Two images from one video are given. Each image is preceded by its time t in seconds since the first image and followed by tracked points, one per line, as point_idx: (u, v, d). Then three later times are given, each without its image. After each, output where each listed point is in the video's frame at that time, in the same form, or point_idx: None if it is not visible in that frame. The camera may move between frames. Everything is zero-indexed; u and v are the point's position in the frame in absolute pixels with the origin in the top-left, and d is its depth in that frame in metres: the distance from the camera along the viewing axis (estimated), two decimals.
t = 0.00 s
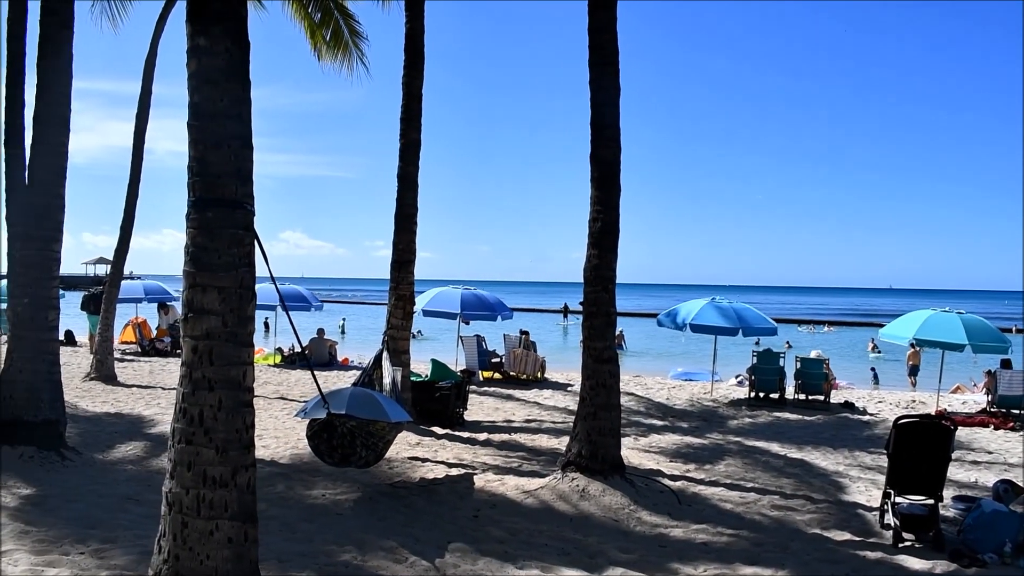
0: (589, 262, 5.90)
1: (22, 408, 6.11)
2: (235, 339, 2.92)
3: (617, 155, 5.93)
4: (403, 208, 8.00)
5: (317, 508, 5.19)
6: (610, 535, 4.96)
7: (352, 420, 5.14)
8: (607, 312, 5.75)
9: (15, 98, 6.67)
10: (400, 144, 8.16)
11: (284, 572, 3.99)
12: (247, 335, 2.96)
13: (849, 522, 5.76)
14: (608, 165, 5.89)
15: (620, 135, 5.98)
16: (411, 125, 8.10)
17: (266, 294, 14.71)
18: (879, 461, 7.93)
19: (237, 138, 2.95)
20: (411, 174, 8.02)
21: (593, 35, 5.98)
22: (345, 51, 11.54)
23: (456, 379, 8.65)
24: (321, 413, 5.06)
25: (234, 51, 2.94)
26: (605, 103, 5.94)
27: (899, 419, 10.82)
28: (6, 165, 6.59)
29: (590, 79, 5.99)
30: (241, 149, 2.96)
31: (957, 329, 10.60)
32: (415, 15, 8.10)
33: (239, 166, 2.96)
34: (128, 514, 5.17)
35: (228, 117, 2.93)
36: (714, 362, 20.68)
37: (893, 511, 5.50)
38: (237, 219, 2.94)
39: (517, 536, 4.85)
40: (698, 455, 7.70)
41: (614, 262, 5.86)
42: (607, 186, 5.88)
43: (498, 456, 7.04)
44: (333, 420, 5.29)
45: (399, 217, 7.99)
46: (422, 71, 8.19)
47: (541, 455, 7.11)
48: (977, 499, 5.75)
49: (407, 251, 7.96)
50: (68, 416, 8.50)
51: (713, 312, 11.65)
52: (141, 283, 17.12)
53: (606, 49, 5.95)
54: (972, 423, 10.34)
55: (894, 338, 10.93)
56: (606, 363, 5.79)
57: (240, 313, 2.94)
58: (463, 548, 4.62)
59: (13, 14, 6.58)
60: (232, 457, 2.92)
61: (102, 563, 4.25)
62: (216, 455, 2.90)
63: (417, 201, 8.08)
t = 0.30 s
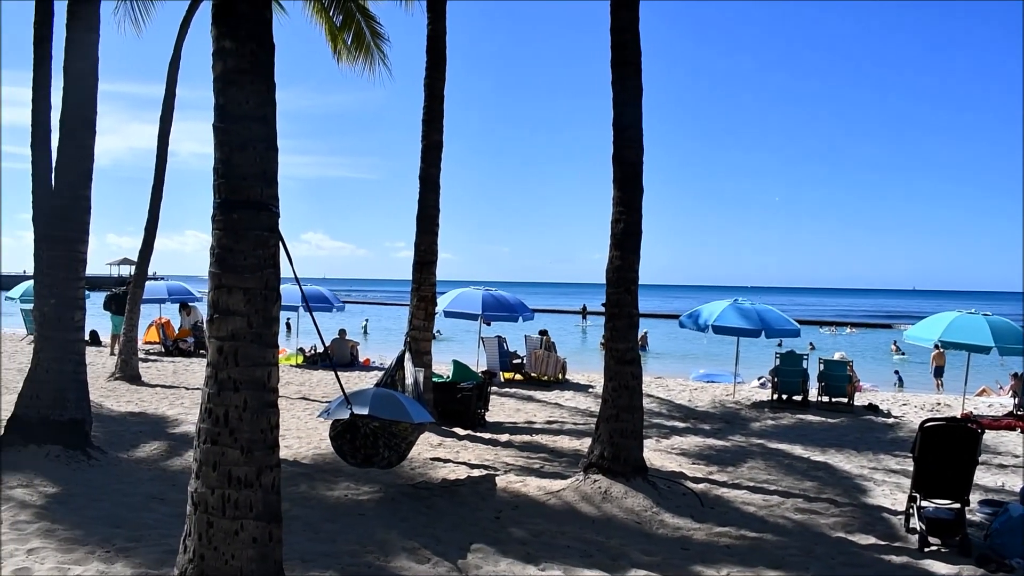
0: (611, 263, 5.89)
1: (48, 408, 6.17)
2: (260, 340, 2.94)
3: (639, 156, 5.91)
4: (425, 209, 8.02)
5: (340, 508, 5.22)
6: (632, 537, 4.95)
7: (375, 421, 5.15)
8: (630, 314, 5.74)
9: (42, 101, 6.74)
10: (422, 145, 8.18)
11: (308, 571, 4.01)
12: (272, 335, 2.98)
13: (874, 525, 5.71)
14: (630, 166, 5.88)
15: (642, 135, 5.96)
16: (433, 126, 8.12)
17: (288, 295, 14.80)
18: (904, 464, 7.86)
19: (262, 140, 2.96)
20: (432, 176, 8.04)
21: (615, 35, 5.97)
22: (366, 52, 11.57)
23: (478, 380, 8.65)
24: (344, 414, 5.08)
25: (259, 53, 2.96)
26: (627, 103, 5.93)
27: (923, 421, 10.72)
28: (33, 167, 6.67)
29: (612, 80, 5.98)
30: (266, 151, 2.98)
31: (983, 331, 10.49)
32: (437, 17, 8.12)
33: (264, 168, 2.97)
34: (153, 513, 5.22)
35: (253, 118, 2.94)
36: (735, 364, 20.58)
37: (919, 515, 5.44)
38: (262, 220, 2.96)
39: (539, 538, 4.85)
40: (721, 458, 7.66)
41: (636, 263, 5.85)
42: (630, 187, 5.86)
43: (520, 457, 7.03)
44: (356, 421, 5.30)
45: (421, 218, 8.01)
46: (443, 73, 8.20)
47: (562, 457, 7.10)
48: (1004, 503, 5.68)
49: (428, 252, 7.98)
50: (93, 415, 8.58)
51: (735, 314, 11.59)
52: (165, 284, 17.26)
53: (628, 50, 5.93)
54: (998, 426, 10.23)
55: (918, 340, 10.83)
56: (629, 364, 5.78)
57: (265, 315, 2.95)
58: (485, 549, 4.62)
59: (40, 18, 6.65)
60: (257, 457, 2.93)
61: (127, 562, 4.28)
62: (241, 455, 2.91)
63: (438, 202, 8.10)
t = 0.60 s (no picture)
0: (638, 264, 5.87)
1: (79, 407, 6.26)
2: (289, 342, 2.96)
3: (666, 157, 5.89)
4: (450, 211, 8.04)
5: (366, 509, 5.24)
6: (658, 540, 4.93)
7: (401, 422, 5.17)
8: (656, 316, 5.73)
9: (73, 105, 6.83)
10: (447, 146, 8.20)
11: (335, 572, 4.03)
12: (301, 337, 3.00)
13: (903, 530, 5.65)
14: (656, 167, 5.86)
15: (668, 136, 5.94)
16: (458, 128, 8.14)
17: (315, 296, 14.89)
18: (933, 468, 7.78)
19: (291, 143, 2.98)
20: (458, 177, 8.06)
21: (641, 36, 5.95)
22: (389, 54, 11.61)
23: (504, 381, 8.66)
24: (370, 414, 5.11)
25: (288, 57, 2.98)
26: (653, 104, 5.91)
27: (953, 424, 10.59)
28: (65, 170, 6.75)
29: (638, 80, 5.96)
30: (295, 154, 3.00)
31: (1014, 333, 10.35)
32: (462, 18, 8.14)
33: (293, 171, 2.99)
34: (181, 512, 5.26)
35: (282, 122, 2.97)
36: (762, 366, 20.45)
37: (949, 520, 5.38)
38: (292, 223, 2.98)
39: (565, 540, 4.84)
40: (748, 460, 7.62)
41: (663, 265, 5.83)
42: (656, 189, 5.85)
43: (546, 459, 7.03)
44: (383, 422, 5.32)
45: (446, 219, 8.03)
46: (468, 74, 8.22)
47: (588, 459, 7.09)
48: None
49: (454, 254, 8.00)
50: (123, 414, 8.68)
51: (761, 315, 11.52)
52: (193, 284, 17.42)
53: (654, 50, 5.91)
54: None
55: (948, 342, 10.71)
56: (655, 366, 5.76)
57: (294, 317, 2.97)
58: (511, 550, 4.63)
59: (71, 22, 6.74)
60: (286, 458, 2.95)
61: (157, 560, 4.32)
62: (270, 456, 2.94)
63: (464, 203, 8.11)
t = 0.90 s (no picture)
0: (662, 266, 5.85)
1: (107, 406, 6.34)
2: (315, 343, 2.98)
3: (691, 158, 5.87)
4: (474, 212, 8.05)
5: (390, 509, 5.26)
6: (682, 543, 4.91)
7: (426, 423, 5.19)
8: (681, 317, 5.71)
9: (101, 107, 6.90)
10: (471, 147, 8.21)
11: (359, 571, 4.05)
12: (326, 339, 3.01)
13: (930, 535, 5.60)
14: (681, 168, 5.84)
15: (693, 137, 5.92)
16: (482, 128, 8.15)
17: (338, 296, 14.96)
18: (961, 472, 7.70)
19: (317, 145, 3.00)
20: (482, 178, 8.07)
21: (665, 37, 5.93)
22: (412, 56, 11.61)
23: (527, 382, 8.65)
24: (395, 415, 5.13)
25: (314, 60, 3.00)
26: (678, 104, 5.88)
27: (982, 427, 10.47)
28: (93, 171, 6.83)
29: (662, 81, 5.94)
30: (321, 156, 3.02)
31: None
32: (486, 19, 8.14)
33: (319, 173, 3.01)
34: (207, 511, 5.31)
35: (309, 124, 2.98)
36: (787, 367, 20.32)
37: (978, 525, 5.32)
38: (318, 225, 3.00)
39: (589, 542, 4.83)
40: (772, 463, 7.58)
41: (688, 266, 5.80)
42: (680, 189, 5.82)
43: (569, 460, 7.02)
44: (408, 423, 5.34)
45: (470, 220, 8.04)
46: (492, 75, 8.23)
47: (611, 460, 7.08)
48: None
49: (478, 255, 8.01)
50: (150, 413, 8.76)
51: (786, 316, 11.45)
52: (218, 284, 17.55)
53: (678, 50, 5.88)
54: None
55: (976, 344, 10.59)
56: (679, 368, 5.74)
57: (320, 318, 2.98)
58: (534, 552, 4.62)
59: (99, 26, 6.81)
60: (312, 459, 2.97)
61: (183, 558, 4.36)
62: (296, 457, 2.95)
63: (487, 204, 8.12)
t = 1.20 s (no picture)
0: (690, 266, 5.83)
1: (139, 405, 6.42)
2: (345, 344, 3.00)
3: (720, 158, 5.84)
4: (501, 212, 8.06)
5: (418, 509, 5.28)
6: (710, 545, 4.89)
7: (452, 423, 5.20)
8: (709, 318, 5.69)
9: (132, 110, 6.98)
10: (498, 148, 8.22)
11: (388, 571, 4.07)
12: (356, 340, 3.03)
13: (962, 539, 5.53)
14: (709, 169, 5.81)
15: (721, 137, 5.89)
16: (509, 129, 8.16)
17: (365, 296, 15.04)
18: (993, 476, 7.60)
19: (347, 148, 3.01)
20: (508, 179, 8.08)
21: (693, 36, 5.91)
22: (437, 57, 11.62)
23: (554, 383, 8.65)
24: (422, 415, 5.15)
25: (344, 63, 3.02)
26: (706, 104, 5.86)
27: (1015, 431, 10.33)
28: (125, 173, 6.92)
29: (690, 81, 5.92)
30: (350, 158, 3.03)
31: None
32: (513, 20, 8.15)
33: (349, 175, 3.02)
34: (237, 510, 5.36)
35: (339, 126, 3.00)
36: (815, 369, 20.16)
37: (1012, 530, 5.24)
38: (347, 226, 3.01)
39: (616, 543, 4.83)
40: (801, 465, 7.52)
41: (716, 266, 5.77)
42: (708, 190, 5.80)
43: (596, 462, 7.01)
44: (435, 423, 5.36)
45: (497, 221, 8.05)
46: (519, 76, 8.24)
47: (638, 462, 7.06)
48: None
49: (504, 255, 8.01)
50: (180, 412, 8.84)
51: (814, 317, 11.35)
52: (247, 285, 17.69)
53: (707, 50, 5.86)
54: None
55: (1008, 346, 10.45)
56: (707, 369, 5.72)
57: (350, 319, 3.00)
58: (561, 553, 4.62)
59: (131, 29, 6.89)
60: (342, 459, 2.99)
61: (214, 556, 4.40)
62: (326, 457, 2.98)
63: (514, 205, 8.13)
